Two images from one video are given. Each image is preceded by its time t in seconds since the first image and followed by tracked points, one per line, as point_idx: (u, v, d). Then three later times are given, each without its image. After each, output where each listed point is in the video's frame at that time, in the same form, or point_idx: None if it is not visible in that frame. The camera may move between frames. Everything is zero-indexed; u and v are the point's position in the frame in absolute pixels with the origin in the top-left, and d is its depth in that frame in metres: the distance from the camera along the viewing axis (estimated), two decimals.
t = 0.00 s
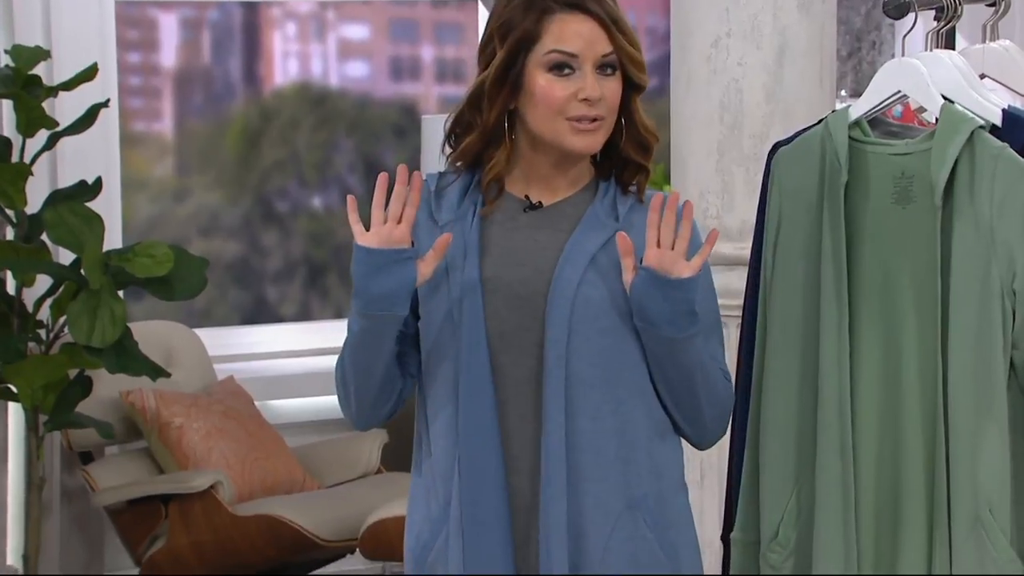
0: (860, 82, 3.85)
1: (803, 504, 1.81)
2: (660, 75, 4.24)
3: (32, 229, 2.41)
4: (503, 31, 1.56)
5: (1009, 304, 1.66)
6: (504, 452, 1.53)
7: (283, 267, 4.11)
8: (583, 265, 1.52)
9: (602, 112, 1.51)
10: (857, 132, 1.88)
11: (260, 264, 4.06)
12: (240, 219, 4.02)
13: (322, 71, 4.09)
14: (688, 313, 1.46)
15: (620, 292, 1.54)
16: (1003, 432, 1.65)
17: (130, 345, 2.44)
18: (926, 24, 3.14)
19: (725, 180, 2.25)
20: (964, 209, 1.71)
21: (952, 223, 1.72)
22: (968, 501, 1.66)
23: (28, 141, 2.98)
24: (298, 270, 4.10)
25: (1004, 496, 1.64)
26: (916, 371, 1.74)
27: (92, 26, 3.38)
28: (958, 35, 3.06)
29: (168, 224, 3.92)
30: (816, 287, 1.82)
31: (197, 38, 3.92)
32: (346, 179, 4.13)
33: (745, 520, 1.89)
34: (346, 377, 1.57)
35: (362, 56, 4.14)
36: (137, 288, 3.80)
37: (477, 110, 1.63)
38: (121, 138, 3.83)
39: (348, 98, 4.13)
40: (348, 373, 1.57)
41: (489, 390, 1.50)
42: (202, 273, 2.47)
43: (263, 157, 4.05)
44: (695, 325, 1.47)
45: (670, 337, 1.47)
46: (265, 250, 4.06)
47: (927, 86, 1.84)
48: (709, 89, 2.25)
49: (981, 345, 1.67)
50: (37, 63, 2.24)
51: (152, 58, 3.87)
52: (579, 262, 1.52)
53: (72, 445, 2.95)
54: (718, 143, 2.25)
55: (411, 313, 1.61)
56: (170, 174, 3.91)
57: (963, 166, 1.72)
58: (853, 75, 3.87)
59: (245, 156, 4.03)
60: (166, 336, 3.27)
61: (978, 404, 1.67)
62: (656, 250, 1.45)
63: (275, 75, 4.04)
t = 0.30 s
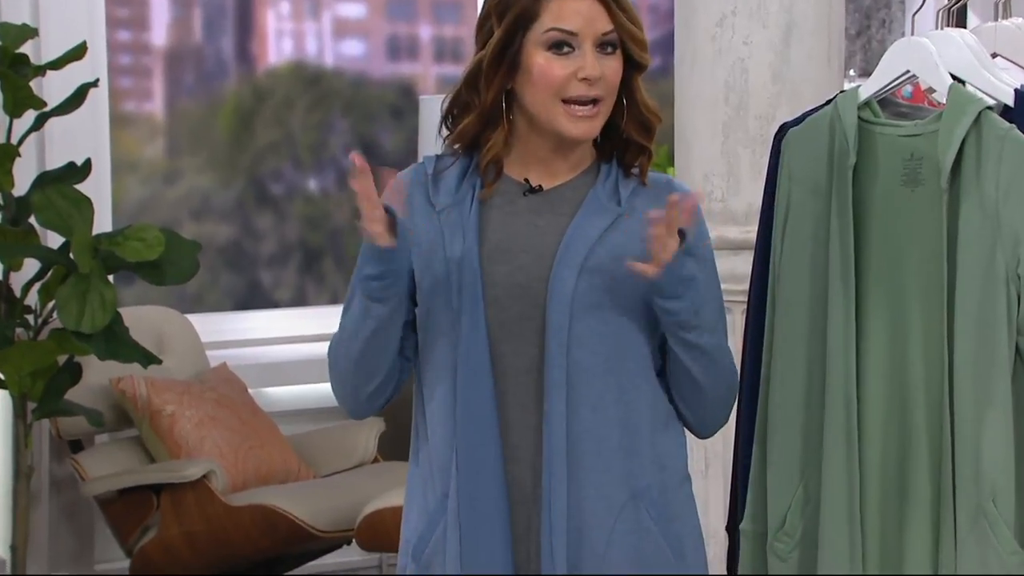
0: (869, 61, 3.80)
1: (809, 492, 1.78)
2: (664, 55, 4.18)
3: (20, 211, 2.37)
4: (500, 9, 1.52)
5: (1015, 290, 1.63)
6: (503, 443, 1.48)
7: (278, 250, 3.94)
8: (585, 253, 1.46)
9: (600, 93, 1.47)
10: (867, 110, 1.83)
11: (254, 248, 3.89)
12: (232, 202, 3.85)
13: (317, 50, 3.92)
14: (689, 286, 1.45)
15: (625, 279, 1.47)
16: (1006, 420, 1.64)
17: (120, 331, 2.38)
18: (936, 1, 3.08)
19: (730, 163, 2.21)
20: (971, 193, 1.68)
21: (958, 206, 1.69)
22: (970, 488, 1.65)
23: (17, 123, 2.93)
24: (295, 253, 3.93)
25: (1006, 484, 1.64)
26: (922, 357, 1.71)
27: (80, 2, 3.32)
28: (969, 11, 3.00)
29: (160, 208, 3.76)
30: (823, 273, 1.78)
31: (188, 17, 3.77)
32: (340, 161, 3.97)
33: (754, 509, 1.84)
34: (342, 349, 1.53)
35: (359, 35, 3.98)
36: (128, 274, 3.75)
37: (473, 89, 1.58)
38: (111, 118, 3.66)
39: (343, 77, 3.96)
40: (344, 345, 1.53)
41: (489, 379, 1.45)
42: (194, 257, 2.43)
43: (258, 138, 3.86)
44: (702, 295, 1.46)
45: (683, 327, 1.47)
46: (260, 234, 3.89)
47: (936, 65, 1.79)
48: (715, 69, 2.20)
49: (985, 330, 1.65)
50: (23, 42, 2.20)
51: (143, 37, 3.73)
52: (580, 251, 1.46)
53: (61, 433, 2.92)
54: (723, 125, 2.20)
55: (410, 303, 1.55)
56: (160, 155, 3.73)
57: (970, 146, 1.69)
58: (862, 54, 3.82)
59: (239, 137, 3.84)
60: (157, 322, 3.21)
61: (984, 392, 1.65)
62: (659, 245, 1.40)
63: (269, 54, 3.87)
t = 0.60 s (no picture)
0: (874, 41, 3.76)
1: (820, 484, 1.75)
2: (665, 36, 4.14)
3: (9, 196, 2.32)
4: None
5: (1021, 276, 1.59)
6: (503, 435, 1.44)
7: (272, 235, 3.89)
8: (588, 239, 1.43)
9: (595, 72, 1.42)
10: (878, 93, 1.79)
11: (248, 233, 3.85)
12: (226, 185, 3.80)
13: (312, 30, 3.87)
14: (696, 290, 1.37)
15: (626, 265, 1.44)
16: (1013, 409, 1.61)
17: (112, 318, 2.34)
18: None
19: (734, 146, 2.17)
20: (978, 176, 1.64)
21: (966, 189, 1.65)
22: (976, 481, 1.61)
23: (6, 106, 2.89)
24: (289, 238, 3.89)
25: (1014, 476, 1.60)
26: (930, 346, 1.67)
27: None
28: None
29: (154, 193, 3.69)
30: (833, 259, 1.75)
31: None
32: (336, 144, 3.93)
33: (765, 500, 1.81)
34: (342, 357, 1.48)
35: (356, 15, 3.93)
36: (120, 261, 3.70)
37: (467, 72, 1.54)
38: (101, 100, 3.59)
39: (339, 58, 3.92)
40: (345, 356, 1.47)
41: (488, 369, 1.41)
42: (187, 242, 2.39)
43: (251, 120, 3.81)
44: (706, 299, 1.39)
45: (685, 326, 1.40)
46: (253, 219, 3.84)
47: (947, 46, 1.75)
48: (719, 50, 2.16)
49: (993, 317, 1.61)
50: (10, 21, 2.15)
51: (134, 16, 3.66)
52: (582, 237, 1.42)
53: (51, 422, 2.86)
54: (728, 107, 2.16)
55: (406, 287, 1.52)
56: (152, 138, 3.68)
57: (978, 129, 1.65)
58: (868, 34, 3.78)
59: (233, 120, 3.80)
60: (148, 308, 3.17)
61: (991, 382, 1.61)
62: (645, 240, 1.34)
63: (263, 34, 3.81)
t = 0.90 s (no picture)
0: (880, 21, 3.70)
1: (827, 472, 1.73)
2: (668, 18, 4.09)
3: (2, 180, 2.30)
4: None
5: None
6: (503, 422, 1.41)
7: (269, 219, 3.86)
8: (589, 222, 1.40)
9: (578, 66, 1.38)
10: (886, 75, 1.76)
11: (243, 218, 3.81)
12: (221, 169, 3.77)
13: (309, 12, 3.83)
14: (697, 274, 1.34)
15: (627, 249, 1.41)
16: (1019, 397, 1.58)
17: (105, 304, 2.32)
18: None
19: (737, 130, 2.14)
20: (983, 160, 1.61)
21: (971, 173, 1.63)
22: (981, 472, 1.59)
23: None
24: (286, 222, 3.85)
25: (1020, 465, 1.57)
26: (935, 333, 1.64)
27: None
28: None
29: (147, 176, 3.68)
30: (839, 244, 1.72)
31: None
32: (334, 127, 3.88)
33: (773, 489, 1.78)
34: (339, 348, 1.45)
35: None
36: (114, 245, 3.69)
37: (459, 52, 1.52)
38: (94, 82, 3.57)
39: (337, 40, 3.87)
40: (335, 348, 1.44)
41: (488, 357, 1.38)
42: (182, 228, 2.36)
43: (247, 103, 3.78)
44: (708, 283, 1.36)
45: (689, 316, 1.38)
46: (249, 203, 3.81)
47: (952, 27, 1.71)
48: (722, 32, 2.14)
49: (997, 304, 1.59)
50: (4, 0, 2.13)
51: None
52: (583, 222, 1.40)
53: (44, 409, 2.85)
54: (731, 90, 2.14)
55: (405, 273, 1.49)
56: (147, 121, 3.66)
57: (982, 112, 1.62)
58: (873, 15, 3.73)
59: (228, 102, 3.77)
60: (143, 294, 3.16)
61: (996, 371, 1.59)
62: (644, 231, 1.31)
63: (259, 15, 3.78)
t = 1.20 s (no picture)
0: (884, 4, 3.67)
1: (831, 459, 1.72)
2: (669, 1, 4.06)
3: None
4: None
5: None
6: (501, 413, 1.39)
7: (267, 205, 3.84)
8: (589, 210, 1.39)
9: (563, 38, 1.36)
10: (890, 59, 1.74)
11: (241, 203, 3.79)
12: (218, 154, 3.75)
13: None
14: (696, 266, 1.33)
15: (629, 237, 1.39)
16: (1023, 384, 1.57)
17: (101, 290, 2.30)
18: None
19: (740, 115, 2.12)
20: (987, 144, 1.60)
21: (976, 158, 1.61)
22: (985, 461, 1.58)
23: None
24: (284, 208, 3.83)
25: None
26: (940, 320, 1.63)
27: None
28: None
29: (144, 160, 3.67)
30: (842, 229, 1.71)
31: None
32: (331, 111, 3.86)
33: (776, 478, 1.77)
34: (337, 337, 1.43)
35: None
36: (110, 232, 3.68)
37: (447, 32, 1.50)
38: (89, 66, 3.56)
39: (335, 23, 3.84)
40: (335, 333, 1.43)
41: (487, 347, 1.37)
42: (179, 213, 2.35)
43: (244, 87, 3.76)
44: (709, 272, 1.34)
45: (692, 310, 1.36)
46: (247, 188, 3.79)
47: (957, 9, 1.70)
48: (725, 15, 2.12)
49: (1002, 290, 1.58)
50: None
51: None
52: (584, 211, 1.38)
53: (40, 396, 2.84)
54: (734, 74, 2.12)
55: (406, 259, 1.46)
56: (143, 105, 3.65)
57: (987, 96, 1.61)
58: None
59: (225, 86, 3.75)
60: (138, 280, 3.14)
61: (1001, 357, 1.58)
62: (644, 230, 1.30)
63: None
